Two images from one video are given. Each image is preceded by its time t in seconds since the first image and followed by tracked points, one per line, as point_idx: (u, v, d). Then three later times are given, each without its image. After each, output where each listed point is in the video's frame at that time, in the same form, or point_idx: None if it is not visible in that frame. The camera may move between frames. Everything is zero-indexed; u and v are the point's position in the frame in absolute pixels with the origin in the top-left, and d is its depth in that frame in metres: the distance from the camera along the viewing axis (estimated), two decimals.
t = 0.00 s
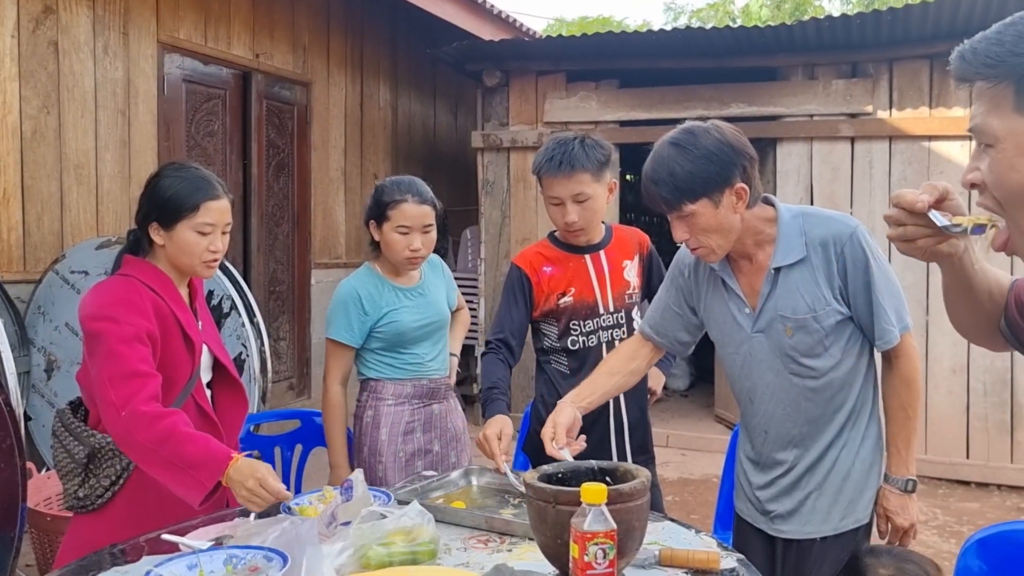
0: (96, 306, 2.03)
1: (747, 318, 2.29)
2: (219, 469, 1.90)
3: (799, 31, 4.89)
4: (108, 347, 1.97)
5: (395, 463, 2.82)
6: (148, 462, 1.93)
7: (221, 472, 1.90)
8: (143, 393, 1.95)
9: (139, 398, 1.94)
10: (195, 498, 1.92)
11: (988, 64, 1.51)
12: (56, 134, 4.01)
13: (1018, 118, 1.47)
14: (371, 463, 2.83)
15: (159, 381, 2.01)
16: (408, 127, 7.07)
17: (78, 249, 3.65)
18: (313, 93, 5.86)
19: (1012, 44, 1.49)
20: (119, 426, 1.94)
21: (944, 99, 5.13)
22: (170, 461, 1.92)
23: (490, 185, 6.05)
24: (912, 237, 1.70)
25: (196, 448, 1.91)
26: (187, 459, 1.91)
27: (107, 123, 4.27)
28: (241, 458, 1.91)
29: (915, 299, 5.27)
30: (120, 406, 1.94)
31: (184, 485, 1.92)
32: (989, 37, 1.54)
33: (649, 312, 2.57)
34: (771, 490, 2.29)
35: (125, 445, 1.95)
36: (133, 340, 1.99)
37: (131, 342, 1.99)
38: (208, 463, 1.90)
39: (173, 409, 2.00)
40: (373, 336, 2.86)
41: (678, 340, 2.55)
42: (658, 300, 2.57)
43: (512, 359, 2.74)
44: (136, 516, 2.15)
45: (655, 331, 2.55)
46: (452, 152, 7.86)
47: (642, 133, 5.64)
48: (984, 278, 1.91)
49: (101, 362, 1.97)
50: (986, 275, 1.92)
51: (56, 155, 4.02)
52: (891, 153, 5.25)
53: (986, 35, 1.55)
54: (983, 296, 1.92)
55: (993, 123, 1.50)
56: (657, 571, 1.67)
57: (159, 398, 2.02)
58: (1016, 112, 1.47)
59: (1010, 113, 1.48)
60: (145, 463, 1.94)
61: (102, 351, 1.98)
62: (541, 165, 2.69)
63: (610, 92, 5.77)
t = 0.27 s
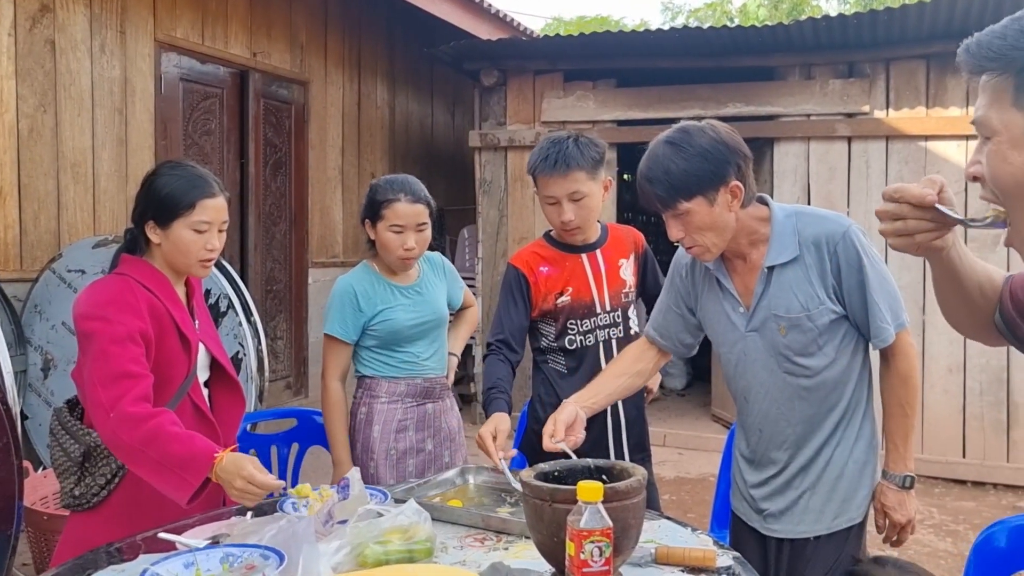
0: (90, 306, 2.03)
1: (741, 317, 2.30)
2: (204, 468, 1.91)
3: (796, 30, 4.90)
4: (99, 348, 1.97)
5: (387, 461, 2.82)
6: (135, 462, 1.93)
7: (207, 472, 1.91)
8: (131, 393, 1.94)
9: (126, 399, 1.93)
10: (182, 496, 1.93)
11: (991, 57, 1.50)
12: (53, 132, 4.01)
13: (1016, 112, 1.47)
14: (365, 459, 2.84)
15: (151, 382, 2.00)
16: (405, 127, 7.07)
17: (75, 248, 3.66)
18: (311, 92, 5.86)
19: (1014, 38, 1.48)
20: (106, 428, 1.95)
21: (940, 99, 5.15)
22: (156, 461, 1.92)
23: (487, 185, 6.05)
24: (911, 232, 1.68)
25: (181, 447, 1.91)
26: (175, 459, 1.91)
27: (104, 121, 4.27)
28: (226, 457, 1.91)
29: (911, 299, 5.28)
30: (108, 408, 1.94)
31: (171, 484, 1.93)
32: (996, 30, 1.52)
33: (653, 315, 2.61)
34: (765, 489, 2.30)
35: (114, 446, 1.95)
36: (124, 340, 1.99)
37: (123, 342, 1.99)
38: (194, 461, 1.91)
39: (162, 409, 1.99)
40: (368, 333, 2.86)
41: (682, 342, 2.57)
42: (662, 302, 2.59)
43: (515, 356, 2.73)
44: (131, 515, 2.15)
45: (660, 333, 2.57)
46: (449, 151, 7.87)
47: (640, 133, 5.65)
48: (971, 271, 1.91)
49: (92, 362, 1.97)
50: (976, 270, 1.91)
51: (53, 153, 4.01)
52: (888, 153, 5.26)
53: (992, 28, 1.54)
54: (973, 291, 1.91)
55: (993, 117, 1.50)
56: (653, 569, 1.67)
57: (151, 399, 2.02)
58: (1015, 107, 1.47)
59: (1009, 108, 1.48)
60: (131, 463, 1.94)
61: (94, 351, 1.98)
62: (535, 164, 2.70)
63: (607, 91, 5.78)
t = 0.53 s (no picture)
0: (86, 305, 2.03)
1: (737, 315, 2.30)
2: (205, 447, 1.91)
3: (793, 31, 4.91)
4: (94, 347, 1.98)
5: (381, 461, 2.83)
6: (134, 454, 1.94)
7: (208, 450, 1.91)
8: (125, 390, 1.94)
9: (120, 396, 1.93)
10: (187, 480, 1.94)
11: (978, 66, 1.49)
12: (49, 131, 4.00)
13: (1005, 118, 1.45)
14: (359, 458, 2.85)
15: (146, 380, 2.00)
16: (402, 126, 7.07)
17: (71, 247, 3.65)
18: (308, 91, 5.86)
19: (1000, 46, 1.46)
20: (101, 426, 1.95)
21: (936, 99, 5.16)
22: (156, 450, 1.93)
23: (484, 184, 6.06)
24: (913, 216, 1.65)
25: (177, 433, 1.91)
26: (171, 446, 1.91)
27: (100, 120, 4.27)
28: (225, 434, 1.91)
29: (907, 298, 5.29)
30: (102, 406, 1.94)
31: (173, 470, 1.94)
32: (987, 38, 1.51)
33: (654, 310, 2.62)
34: (757, 488, 2.31)
35: (109, 441, 1.95)
36: (120, 339, 1.99)
37: (118, 341, 1.99)
38: (195, 443, 1.91)
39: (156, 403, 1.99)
40: (365, 331, 2.86)
41: (682, 339, 2.58)
42: (662, 297, 2.60)
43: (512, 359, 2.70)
44: (128, 514, 2.15)
45: (660, 329, 2.59)
46: (446, 150, 7.87)
47: (636, 132, 5.66)
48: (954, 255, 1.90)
49: (87, 360, 1.98)
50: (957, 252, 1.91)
51: (49, 152, 4.01)
52: (883, 153, 5.27)
53: (984, 37, 1.52)
54: (954, 274, 1.91)
55: (983, 122, 1.48)
56: (648, 568, 1.67)
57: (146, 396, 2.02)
58: (1005, 114, 1.45)
59: (1000, 115, 1.46)
60: (132, 455, 1.95)
61: (89, 350, 1.98)
62: (530, 165, 2.70)
63: (604, 91, 5.78)
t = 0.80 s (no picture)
0: (85, 304, 2.03)
1: (735, 313, 2.31)
2: (212, 436, 1.92)
3: (792, 30, 4.91)
4: (95, 346, 1.98)
5: (380, 460, 2.83)
6: (141, 449, 1.95)
7: (215, 438, 1.92)
8: (127, 388, 1.94)
9: (122, 394, 1.93)
10: (197, 469, 1.95)
11: (976, 72, 1.45)
12: (48, 130, 4.00)
13: (1007, 123, 1.41)
14: (359, 457, 2.85)
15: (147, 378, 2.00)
16: (401, 125, 7.07)
17: (70, 246, 3.64)
18: (306, 90, 5.86)
19: (997, 51, 1.43)
20: (104, 424, 1.95)
21: (935, 99, 5.16)
22: (162, 443, 1.94)
23: (483, 183, 6.06)
24: (914, 190, 1.63)
25: (183, 424, 1.92)
26: (177, 437, 1.92)
27: (99, 119, 4.27)
28: (231, 421, 1.92)
29: (905, 298, 5.29)
30: (105, 405, 1.94)
31: (181, 460, 1.95)
32: (981, 44, 1.47)
33: (652, 305, 2.62)
34: (755, 485, 2.31)
35: (113, 438, 1.96)
36: (120, 338, 1.99)
37: (118, 340, 1.99)
38: (201, 434, 1.93)
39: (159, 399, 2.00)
40: (363, 330, 2.87)
41: (679, 334, 2.59)
42: (660, 294, 2.60)
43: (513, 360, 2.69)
44: (128, 512, 2.15)
45: (657, 324, 2.59)
46: (445, 149, 7.87)
47: (635, 132, 5.66)
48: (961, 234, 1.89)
49: (88, 360, 1.98)
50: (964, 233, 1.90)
51: (48, 151, 4.01)
52: (882, 153, 5.28)
53: (978, 44, 1.49)
54: (957, 254, 1.90)
55: (983, 129, 1.45)
56: (646, 567, 1.67)
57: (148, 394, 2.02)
58: (1005, 119, 1.42)
59: (999, 120, 1.42)
60: (138, 450, 1.95)
61: (90, 350, 1.98)
62: (524, 165, 2.70)
63: (603, 90, 5.78)
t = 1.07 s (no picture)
0: (83, 305, 2.03)
1: (729, 312, 2.31)
2: (213, 431, 1.93)
3: (790, 30, 4.91)
4: (93, 347, 1.97)
5: (376, 459, 2.83)
6: (142, 448, 1.95)
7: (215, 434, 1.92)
8: (126, 388, 1.94)
9: (120, 395, 1.93)
10: (198, 465, 1.97)
11: (961, 89, 1.47)
12: (45, 129, 4.00)
13: (1000, 136, 1.44)
14: (354, 457, 2.85)
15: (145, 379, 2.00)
16: (399, 124, 7.07)
17: (68, 246, 3.62)
18: (305, 90, 5.86)
19: (981, 68, 1.45)
20: (104, 425, 1.94)
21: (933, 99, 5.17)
22: (163, 441, 1.94)
23: (481, 183, 6.06)
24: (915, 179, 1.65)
25: (184, 421, 1.93)
26: (178, 434, 1.93)
27: (97, 118, 4.26)
28: (230, 414, 1.93)
29: (903, 297, 5.29)
30: (104, 406, 1.94)
31: (183, 456, 1.96)
32: (962, 60, 1.49)
33: (647, 302, 2.62)
34: (751, 485, 2.31)
35: (113, 439, 1.95)
36: (118, 339, 1.99)
37: (116, 341, 1.99)
38: (203, 429, 1.93)
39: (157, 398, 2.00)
40: (362, 327, 2.87)
41: (674, 333, 2.59)
42: (655, 292, 2.60)
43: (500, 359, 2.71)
44: (126, 512, 2.16)
45: (652, 322, 2.60)
46: (443, 149, 7.87)
47: (633, 131, 5.65)
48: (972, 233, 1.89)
49: (86, 362, 1.98)
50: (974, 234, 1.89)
51: (46, 150, 4.01)
52: (880, 152, 5.28)
53: (957, 59, 1.51)
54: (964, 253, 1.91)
55: (975, 143, 1.48)
56: (643, 567, 1.68)
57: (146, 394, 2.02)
58: (998, 131, 1.44)
59: (991, 133, 1.45)
60: (138, 450, 1.95)
61: (87, 350, 1.98)
62: (521, 164, 2.70)
63: (601, 90, 5.78)
